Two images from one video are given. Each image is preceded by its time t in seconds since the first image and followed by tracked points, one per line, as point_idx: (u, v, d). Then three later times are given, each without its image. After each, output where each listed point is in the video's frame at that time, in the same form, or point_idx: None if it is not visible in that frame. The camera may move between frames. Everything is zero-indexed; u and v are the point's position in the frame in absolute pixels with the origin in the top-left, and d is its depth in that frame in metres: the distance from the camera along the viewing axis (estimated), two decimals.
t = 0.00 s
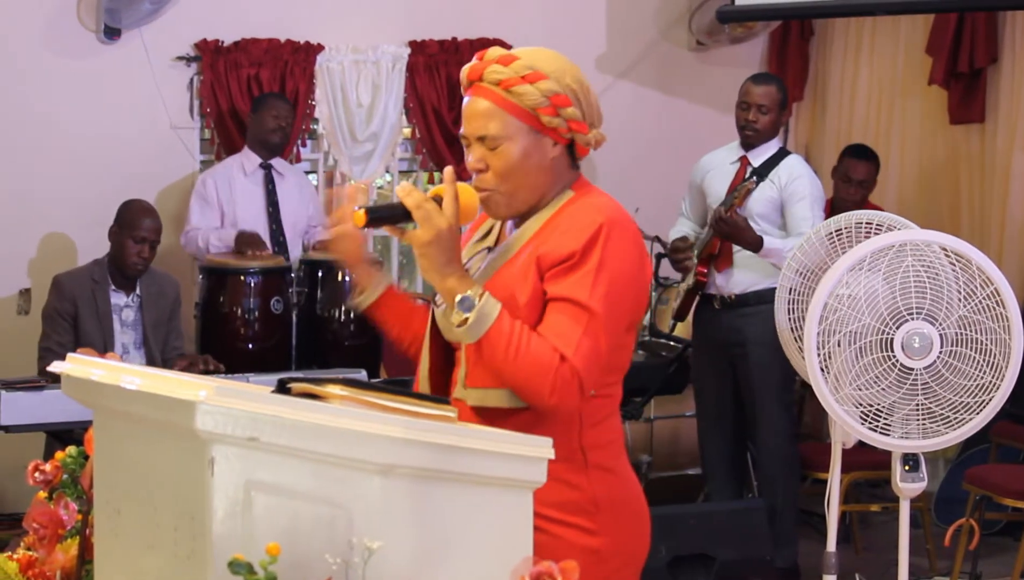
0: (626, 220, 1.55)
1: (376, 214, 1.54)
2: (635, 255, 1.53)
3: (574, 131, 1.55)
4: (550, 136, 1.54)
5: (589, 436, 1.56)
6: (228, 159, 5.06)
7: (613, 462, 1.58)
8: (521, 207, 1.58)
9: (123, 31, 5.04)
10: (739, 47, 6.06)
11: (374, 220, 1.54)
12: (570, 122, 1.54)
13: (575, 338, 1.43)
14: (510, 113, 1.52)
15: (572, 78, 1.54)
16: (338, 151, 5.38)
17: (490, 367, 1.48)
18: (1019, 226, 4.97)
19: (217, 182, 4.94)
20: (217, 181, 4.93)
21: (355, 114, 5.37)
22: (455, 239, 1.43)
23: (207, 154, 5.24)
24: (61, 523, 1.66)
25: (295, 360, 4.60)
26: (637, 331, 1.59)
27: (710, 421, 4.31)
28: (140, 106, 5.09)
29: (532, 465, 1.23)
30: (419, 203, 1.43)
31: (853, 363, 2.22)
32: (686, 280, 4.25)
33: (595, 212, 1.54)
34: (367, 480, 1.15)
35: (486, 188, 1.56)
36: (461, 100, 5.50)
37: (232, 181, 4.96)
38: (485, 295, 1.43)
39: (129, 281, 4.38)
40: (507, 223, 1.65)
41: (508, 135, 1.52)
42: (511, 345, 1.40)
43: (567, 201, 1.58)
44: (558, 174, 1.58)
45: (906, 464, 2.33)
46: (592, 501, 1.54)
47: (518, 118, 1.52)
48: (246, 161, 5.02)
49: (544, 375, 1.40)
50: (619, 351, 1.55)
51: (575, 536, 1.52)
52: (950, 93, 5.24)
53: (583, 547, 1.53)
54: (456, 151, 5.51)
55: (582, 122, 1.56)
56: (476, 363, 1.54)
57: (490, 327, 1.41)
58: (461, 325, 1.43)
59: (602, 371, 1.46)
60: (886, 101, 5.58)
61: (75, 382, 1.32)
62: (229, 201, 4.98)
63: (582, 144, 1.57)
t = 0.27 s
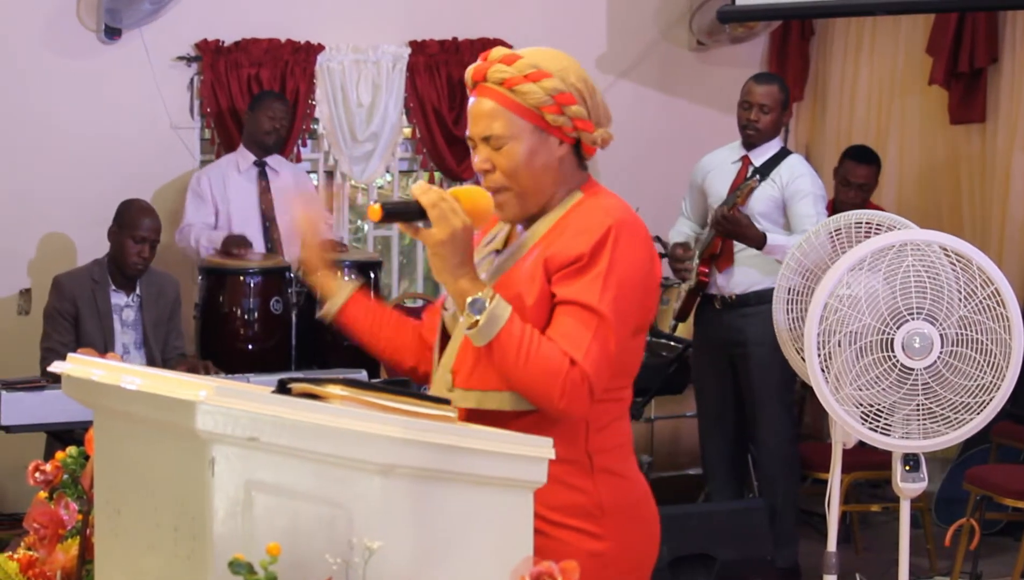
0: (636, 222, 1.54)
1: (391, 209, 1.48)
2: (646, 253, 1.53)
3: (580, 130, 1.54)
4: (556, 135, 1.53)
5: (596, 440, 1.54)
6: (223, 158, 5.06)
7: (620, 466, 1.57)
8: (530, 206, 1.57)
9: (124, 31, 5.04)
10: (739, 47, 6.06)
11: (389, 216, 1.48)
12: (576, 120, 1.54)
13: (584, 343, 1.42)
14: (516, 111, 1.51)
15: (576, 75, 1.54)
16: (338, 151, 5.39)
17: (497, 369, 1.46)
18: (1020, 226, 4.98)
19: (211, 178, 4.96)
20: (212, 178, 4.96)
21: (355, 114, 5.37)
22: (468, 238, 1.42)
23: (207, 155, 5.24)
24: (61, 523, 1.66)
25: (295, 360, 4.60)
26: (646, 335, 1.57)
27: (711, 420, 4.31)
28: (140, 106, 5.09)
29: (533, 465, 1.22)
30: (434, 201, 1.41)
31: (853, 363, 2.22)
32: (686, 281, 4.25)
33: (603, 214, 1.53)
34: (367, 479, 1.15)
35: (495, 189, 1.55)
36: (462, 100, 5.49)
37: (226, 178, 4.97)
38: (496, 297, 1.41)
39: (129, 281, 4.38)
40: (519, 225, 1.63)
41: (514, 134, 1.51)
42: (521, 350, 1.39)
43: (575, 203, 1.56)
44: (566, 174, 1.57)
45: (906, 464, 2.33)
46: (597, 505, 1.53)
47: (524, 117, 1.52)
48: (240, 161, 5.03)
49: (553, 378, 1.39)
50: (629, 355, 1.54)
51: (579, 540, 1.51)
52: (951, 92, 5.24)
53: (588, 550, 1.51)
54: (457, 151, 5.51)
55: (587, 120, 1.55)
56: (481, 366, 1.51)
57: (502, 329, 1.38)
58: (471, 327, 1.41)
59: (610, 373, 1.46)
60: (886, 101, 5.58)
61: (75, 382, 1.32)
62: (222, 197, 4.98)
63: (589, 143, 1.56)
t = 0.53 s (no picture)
0: (655, 213, 1.53)
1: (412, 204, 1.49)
2: (666, 243, 1.52)
3: (601, 122, 1.53)
4: (577, 127, 1.52)
5: (623, 436, 1.52)
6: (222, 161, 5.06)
7: (645, 462, 1.55)
8: (549, 201, 1.55)
9: (124, 31, 5.04)
10: (739, 47, 6.06)
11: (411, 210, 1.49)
12: (598, 112, 1.52)
13: (613, 332, 1.41)
14: (540, 102, 1.50)
15: (598, 68, 1.53)
16: (338, 151, 5.39)
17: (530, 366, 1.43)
18: (1020, 226, 4.98)
19: (210, 183, 4.94)
20: (211, 181, 4.94)
21: (355, 114, 5.37)
22: (489, 231, 1.42)
23: (207, 155, 5.24)
24: (61, 523, 1.66)
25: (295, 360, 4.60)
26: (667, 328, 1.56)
27: (711, 420, 4.31)
28: (140, 106, 5.09)
29: (532, 465, 1.22)
30: (453, 194, 1.41)
31: (853, 363, 2.22)
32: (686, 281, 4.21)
33: (624, 205, 1.51)
34: (367, 480, 1.15)
35: (514, 182, 1.53)
36: (462, 101, 5.50)
37: (225, 181, 4.96)
38: (522, 288, 1.41)
39: (130, 281, 4.38)
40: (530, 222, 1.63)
41: (538, 126, 1.50)
42: (551, 341, 1.38)
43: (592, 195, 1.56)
44: (585, 167, 1.56)
45: (906, 464, 2.33)
46: (626, 503, 1.51)
47: (547, 109, 1.50)
48: (241, 164, 5.02)
49: (585, 368, 1.38)
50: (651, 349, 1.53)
51: (610, 540, 1.49)
52: (951, 92, 5.23)
53: (621, 551, 1.49)
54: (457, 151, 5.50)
55: (609, 112, 1.54)
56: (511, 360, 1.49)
57: (529, 321, 1.38)
58: (499, 320, 1.41)
59: (639, 362, 1.45)
60: (886, 100, 5.58)
61: (75, 382, 1.32)
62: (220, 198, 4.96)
63: (608, 136, 1.56)
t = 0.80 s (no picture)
0: (678, 219, 1.51)
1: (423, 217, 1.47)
2: (689, 250, 1.49)
3: (616, 133, 1.50)
4: (591, 138, 1.49)
5: (646, 447, 1.49)
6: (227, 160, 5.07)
7: (669, 474, 1.52)
8: (566, 211, 1.53)
9: (123, 31, 5.04)
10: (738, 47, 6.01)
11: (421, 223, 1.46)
12: (611, 122, 1.49)
13: (631, 342, 1.39)
14: (549, 115, 1.47)
15: (610, 77, 1.49)
16: (337, 151, 5.39)
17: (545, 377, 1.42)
18: (1019, 225, 4.99)
19: (217, 179, 4.96)
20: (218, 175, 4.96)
21: (354, 113, 5.37)
22: (503, 245, 1.42)
23: (207, 154, 5.24)
24: (60, 523, 1.66)
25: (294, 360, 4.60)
26: (692, 337, 1.53)
27: (711, 420, 4.31)
28: (140, 106, 5.09)
29: (532, 465, 1.22)
30: (466, 206, 1.40)
31: (852, 363, 2.22)
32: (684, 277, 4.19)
33: (646, 212, 1.49)
34: (366, 479, 1.15)
35: (528, 196, 1.51)
36: (461, 100, 5.50)
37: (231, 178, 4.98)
38: (536, 300, 1.39)
39: (130, 281, 4.38)
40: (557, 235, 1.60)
41: (548, 139, 1.47)
42: (566, 354, 1.37)
43: (616, 204, 1.53)
44: (603, 178, 1.53)
45: (905, 464, 2.33)
46: (647, 515, 1.48)
47: (558, 121, 1.47)
48: (245, 163, 5.04)
49: (604, 381, 1.36)
50: (676, 357, 1.50)
51: (628, 553, 1.47)
52: (950, 92, 5.24)
53: (640, 565, 1.47)
54: (456, 151, 5.52)
55: (623, 122, 1.50)
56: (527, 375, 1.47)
57: (544, 334, 1.37)
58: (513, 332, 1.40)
59: (658, 372, 1.43)
60: (886, 99, 5.58)
61: (75, 382, 1.32)
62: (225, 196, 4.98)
63: (625, 146, 1.52)
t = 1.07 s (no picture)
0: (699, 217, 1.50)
1: (454, 209, 1.42)
2: (710, 249, 1.49)
3: (643, 123, 1.49)
4: (619, 129, 1.49)
5: (668, 450, 1.50)
6: (233, 156, 5.05)
7: (690, 476, 1.53)
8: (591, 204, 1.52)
9: (122, 30, 5.04)
10: (737, 47, 6.02)
11: (452, 214, 1.41)
12: (639, 113, 1.49)
13: (659, 340, 1.40)
14: (580, 104, 1.46)
15: (637, 68, 1.49)
16: (336, 150, 5.39)
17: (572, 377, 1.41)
18: (1018, 225, 5.00)
19: (228, 179, 4.96)
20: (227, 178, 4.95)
21: (353, 113, 5.37)
22: (532, 239, 1.42)
23: (206, 154, 5.24)
24: (59, 522, 1.66)
25: (293, 360, 4.61)
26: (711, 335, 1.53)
27: (709, 419, 4.31)
28: (139, 105, 5.09)
29: (531, 465, 1.22)
30: (494, 201, 1.41)
31: (851, 363, 2.22)
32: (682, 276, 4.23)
33: (670, 210, 1.48)
34: (364, 479, 1.15)
35: (553, 187, 1.49)
36: (459, 100, 5.51)
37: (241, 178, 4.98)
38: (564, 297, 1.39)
39: (130, 281, 4.38)
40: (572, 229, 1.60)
41: (578, 128, 1.46)
42: (595, 352, 1.36)
43: (633, 202, 1.52)
44: (627, 171, 1.53)
45: (904, 464, 2.33)
46: (671, 518, 1.49)
47: (588, 111, 1.47)
48: (253, 160, 5.02)
49: (632, 381, 1.36)
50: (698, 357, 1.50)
51: (652, 557, 1.47)
52: (949, 92, 5.24)
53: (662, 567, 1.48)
54: (455, 151, 5.53)
55: (650, 113, 1.50)
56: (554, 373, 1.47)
57: (574, 329, 1.36)
58: (539, 329, 1.39)
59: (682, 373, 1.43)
60: (884, 99, 5.58)
61: (73, 382, 1.32)
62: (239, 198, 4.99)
63: (649, 139, 1.51)
